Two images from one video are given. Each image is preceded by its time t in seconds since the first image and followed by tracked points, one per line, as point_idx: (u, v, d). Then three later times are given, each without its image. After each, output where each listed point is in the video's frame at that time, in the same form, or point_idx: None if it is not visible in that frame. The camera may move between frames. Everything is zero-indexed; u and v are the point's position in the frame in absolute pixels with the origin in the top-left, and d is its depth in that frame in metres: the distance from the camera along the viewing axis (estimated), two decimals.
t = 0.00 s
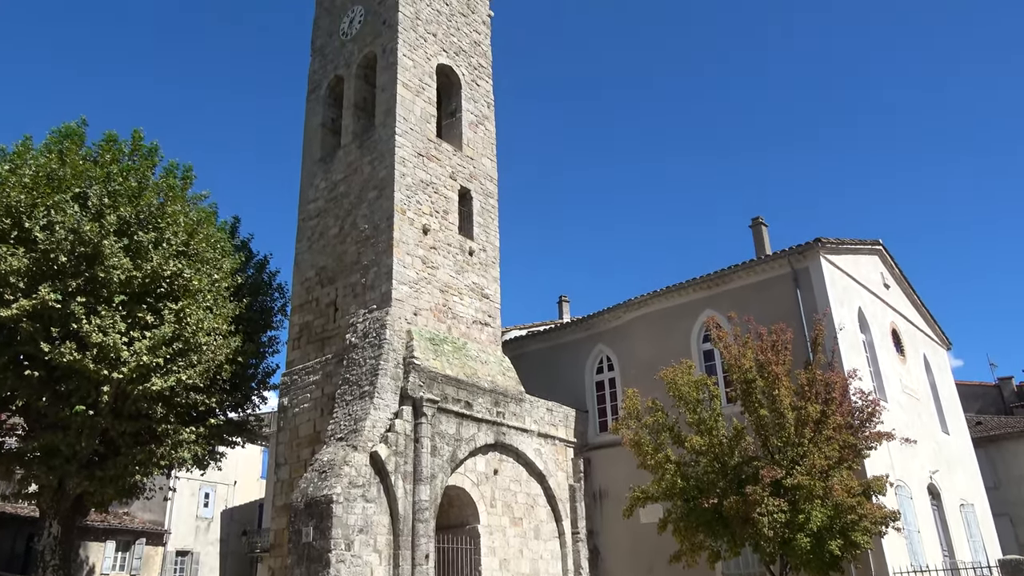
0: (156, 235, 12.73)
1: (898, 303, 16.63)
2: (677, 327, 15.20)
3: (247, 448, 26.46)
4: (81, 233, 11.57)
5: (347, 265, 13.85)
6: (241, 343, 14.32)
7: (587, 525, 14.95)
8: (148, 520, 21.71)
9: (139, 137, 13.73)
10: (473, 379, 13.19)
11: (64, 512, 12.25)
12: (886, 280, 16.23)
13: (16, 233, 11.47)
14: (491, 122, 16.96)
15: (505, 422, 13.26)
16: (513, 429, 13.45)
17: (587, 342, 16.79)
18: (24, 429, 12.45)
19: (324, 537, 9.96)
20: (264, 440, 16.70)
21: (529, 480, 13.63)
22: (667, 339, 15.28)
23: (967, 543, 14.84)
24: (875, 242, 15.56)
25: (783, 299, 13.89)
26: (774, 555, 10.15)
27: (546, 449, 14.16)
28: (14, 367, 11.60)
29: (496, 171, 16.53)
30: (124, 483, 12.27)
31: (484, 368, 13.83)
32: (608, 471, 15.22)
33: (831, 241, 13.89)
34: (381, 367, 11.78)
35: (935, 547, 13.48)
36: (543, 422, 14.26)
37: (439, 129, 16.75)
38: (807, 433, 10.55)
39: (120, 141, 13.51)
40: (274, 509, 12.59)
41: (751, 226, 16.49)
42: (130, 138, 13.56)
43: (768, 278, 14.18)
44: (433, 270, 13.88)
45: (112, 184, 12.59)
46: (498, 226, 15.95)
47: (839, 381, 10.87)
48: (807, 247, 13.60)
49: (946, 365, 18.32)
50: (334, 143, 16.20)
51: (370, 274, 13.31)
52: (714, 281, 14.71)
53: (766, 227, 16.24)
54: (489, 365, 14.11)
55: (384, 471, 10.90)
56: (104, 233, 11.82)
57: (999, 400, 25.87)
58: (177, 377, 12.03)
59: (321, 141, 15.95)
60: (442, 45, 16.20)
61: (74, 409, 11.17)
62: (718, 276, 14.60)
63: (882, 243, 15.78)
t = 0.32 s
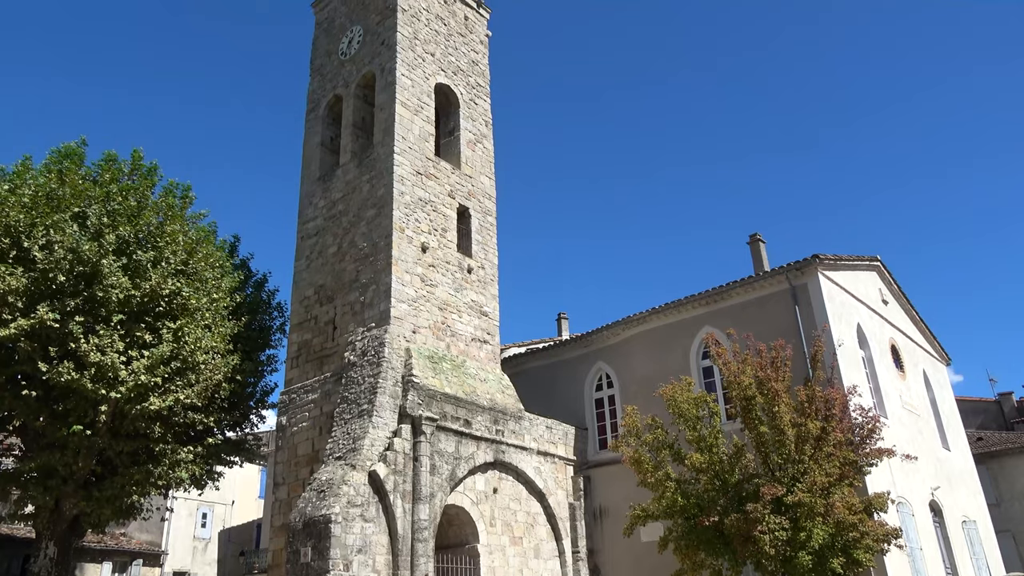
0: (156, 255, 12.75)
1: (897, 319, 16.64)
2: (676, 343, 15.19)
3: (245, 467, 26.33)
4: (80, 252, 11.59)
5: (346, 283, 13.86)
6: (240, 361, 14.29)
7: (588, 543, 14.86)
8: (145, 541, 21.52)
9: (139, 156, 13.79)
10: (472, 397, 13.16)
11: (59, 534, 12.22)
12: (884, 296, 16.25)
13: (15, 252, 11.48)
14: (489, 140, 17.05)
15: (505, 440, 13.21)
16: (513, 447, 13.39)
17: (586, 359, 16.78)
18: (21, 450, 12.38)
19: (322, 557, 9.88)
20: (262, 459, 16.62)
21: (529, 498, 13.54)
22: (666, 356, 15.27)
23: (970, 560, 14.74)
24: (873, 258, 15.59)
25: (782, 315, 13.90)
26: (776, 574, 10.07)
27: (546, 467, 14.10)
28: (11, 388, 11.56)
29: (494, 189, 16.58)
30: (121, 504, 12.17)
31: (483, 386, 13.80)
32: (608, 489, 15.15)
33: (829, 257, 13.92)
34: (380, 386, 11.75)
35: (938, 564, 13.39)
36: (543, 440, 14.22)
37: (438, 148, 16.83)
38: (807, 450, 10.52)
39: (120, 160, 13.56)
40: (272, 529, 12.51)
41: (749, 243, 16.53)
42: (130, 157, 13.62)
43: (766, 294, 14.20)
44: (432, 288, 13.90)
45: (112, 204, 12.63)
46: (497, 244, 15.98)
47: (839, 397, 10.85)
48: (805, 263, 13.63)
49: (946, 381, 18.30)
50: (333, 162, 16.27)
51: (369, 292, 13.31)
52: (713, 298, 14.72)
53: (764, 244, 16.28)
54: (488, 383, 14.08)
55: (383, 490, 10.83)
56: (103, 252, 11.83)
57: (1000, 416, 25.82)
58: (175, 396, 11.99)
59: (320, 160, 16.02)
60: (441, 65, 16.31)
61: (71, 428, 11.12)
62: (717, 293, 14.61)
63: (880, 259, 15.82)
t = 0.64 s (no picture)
0: (154, 275, 12.75)
1: (896, 337, 16.64)
2: (675, 362, 15.18)
3: (243, 488, 26.21)
4: (79, 273, 11.60)
5: (344, 303, 13.86)
6: (238, 382, 14.26)
7: (588, 564, 14.75)
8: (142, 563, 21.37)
9: (139, 177, 13.84)
10: (470, 417, 13.11)
11: (55, 557, 12.01)
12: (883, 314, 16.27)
13: (13, 273, 11.46)
14: (487, 160, 17.13)
15: (504, 460, 13.15)
16: (512, 467, 13.32)
17: (585, 378, 16.74)
18: (17, 471, 12.30)
19: None
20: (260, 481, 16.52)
21: (528, 519, 13.44)
22: (665, 374, 15.24)
23: None
24: (871, 276, 15.62)
25: (780, 333, 13.90)
26: None
27: (545, 487, 14.02)
28: (8, 409, 11.51)
29: (493, 208, 16.63)
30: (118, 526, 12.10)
31: (481, 405, 13.75)
32: (608, 509, 15.06)
33: (827, 275, 13.95)
34: (378, 406, 11.71)
35: None
36: (543, 459, 14.15)
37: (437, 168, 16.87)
38: (808, 469, 10.47)
39: (120, 181, 13.61)
40: (270, 551, 12.43)
41: (747, 261, 16.57)
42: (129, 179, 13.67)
43: (764, 312, 14.21)
44: (431, 307, 13.90)
45: (111, 225, 12.65)
46: (495, 263, 16.00)
47: (839, 416, 10.82)
48: (802, 281, 13.65)
49: (946, 399, 18.26)
50: (331, 182, 16.34)
51: (368, 312, 13.30)
52: (711, 316, 14.73)
53: (762, 262, 16.31)
54: (487, 402, 14.04)
55: (382, 511, 10.75)
56: (101, 273, 11.83)
57: (1000, 433, 25.77)
58: (173, 418, 11.93)
59: (319, 180, 16.08)
60: (439, 86, 16.42)
61: (67, 450, 11.06)
62: (715, 311, 14.62)
63: (877, 277, 15.85)
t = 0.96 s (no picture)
0: (153, 297, 12.76)
1: (896, 355, 16.64)
2: (675, 382, 15.14)
3: (241, 511, 26.05)
4: (77, 295, 11.60)
5: (343, 324, 13.86)
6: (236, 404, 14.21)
7: None
8: None
9: (139, 200, 13.89)
10: (470, 438, 13.06)
11: None
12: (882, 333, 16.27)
13: (12, 296, 11.46)
14: (486, 181, 17.21)
15: (504, 481, 13.07)
16: (512, 489, 13.24)
17: (585, 399, 16.70)
18: (13, 495, 12.22)
19: None
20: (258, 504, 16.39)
21: (529, 541, 13.33)
22: (665, 394, 15.21)
23: None
24: (870, 294, 15.65)
25: (780, 353, 13.89)
26: None
27: (545, 509, 13.91)
28: (5, 432, 11.46)
29: (491, 229, 16.67)
30: (114, 550, 11.99)
31: (481, 427, 13.69)
32: (609, 531, 14.96)
33: (825, 294, 13.97)
34: (377, 428, 11.67)
35: None
36: (543, 481, 14.07)
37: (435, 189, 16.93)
38: (809, 489, 10.41)
39: (120, 204, 13.66)
40: None
41: (745, 280, 16.60)
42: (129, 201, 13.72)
43: (764, 331, 14.21)
44: (430, 328, 13.89)
45: (110, 247, 12.67)
46: (494, 283, 16.01)
47: (840, 435, 10.78)
48: (801, 300, 13.66)
49: (947, 418, 18.22)
50: (331, 204, 16.40)
51: (367, 333, 13.29)
52: (710, 335, 14.72)
53: (761, 281, 16.33)
54: (487, 424, 13.98)
55: (381, 534, 10.67)
56: (100, 295, 11.83)
57: (1002, 451, 25.67)
58: (171, 440, 11.86)
59: (319, 202, 16.15)
60: (438, 108, 16.54)
61: (64, 473, 10.99)
62: (714, 330, 14.62)
63: (876, 296, 15.87)
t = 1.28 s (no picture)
0: (153, 321, 12.76)
1: (897, 376, 16.60)
2: (676, 404, 15.09)
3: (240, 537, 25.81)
4: (77, 319, 11.59)
5: (342, 347, 13.84)
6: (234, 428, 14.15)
7: None
8: None
9: (139, 224, 13.94)
10: (470, 462, 12.98)
11: None
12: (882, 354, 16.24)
13: (11, 320, 11.45)
14: (486, 204, 17.28)
15: (504, 505, 12.97)
16: (512, 513, 13.13)
17: (585, 421, 16.63)
18: (10, 521, 12.12)
19: None
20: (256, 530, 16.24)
21: (529, 566, 13.19)
22: (666, 417, 15.15)
23: None
24: (869, 315, 15.65)
25: (780, 374, 13.86)
26: None
27: (546, 534, 13.78)
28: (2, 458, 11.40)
29: (491, 252, 16.71)
30: None
31: (481, 450, 13.61)
32: (610, 556, 14.80)
33: (825, 315, 13.96)
34: (376, 451, 11.61)
35: None
36: (543, 505, 13.97)
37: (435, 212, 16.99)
38: (811, 512, 10.33)
39: (120, 229, 13.70)
40: None
41: (745, 302, 16.61)
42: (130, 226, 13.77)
43: (764, 353, 14.19)
44: (430, 351, 13.87)
45: (110, 271, 12.68)
46: (493, 306, 16.01)
47: (842, 457, 10.72)
48: (801, 321, 13.66)
49: (949, 439, 18.14)
50: (331, 227, 16.46)
51: (366, 356, 13.26)
52: (710, 357, 14.70)
53: (760, 303, 16.35)
54: (487, 447, 13.91)
55: (381, 560, 10.57)
56: (99, 319, 11.82)
57: (1005, 472, 25.50)
58: (169, 465, 11.79)
59: (319, 226, 16.21)
60: (437, 132, 16.67)
61: (62, 499, 10.91)
62: (715, 352, 14.60)
63: (876, 317, 15.87)
